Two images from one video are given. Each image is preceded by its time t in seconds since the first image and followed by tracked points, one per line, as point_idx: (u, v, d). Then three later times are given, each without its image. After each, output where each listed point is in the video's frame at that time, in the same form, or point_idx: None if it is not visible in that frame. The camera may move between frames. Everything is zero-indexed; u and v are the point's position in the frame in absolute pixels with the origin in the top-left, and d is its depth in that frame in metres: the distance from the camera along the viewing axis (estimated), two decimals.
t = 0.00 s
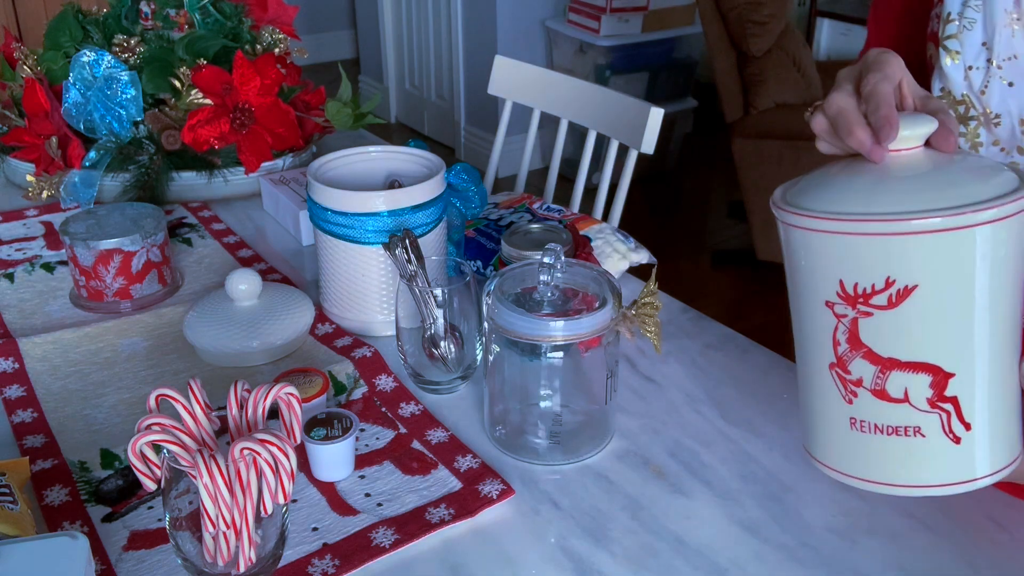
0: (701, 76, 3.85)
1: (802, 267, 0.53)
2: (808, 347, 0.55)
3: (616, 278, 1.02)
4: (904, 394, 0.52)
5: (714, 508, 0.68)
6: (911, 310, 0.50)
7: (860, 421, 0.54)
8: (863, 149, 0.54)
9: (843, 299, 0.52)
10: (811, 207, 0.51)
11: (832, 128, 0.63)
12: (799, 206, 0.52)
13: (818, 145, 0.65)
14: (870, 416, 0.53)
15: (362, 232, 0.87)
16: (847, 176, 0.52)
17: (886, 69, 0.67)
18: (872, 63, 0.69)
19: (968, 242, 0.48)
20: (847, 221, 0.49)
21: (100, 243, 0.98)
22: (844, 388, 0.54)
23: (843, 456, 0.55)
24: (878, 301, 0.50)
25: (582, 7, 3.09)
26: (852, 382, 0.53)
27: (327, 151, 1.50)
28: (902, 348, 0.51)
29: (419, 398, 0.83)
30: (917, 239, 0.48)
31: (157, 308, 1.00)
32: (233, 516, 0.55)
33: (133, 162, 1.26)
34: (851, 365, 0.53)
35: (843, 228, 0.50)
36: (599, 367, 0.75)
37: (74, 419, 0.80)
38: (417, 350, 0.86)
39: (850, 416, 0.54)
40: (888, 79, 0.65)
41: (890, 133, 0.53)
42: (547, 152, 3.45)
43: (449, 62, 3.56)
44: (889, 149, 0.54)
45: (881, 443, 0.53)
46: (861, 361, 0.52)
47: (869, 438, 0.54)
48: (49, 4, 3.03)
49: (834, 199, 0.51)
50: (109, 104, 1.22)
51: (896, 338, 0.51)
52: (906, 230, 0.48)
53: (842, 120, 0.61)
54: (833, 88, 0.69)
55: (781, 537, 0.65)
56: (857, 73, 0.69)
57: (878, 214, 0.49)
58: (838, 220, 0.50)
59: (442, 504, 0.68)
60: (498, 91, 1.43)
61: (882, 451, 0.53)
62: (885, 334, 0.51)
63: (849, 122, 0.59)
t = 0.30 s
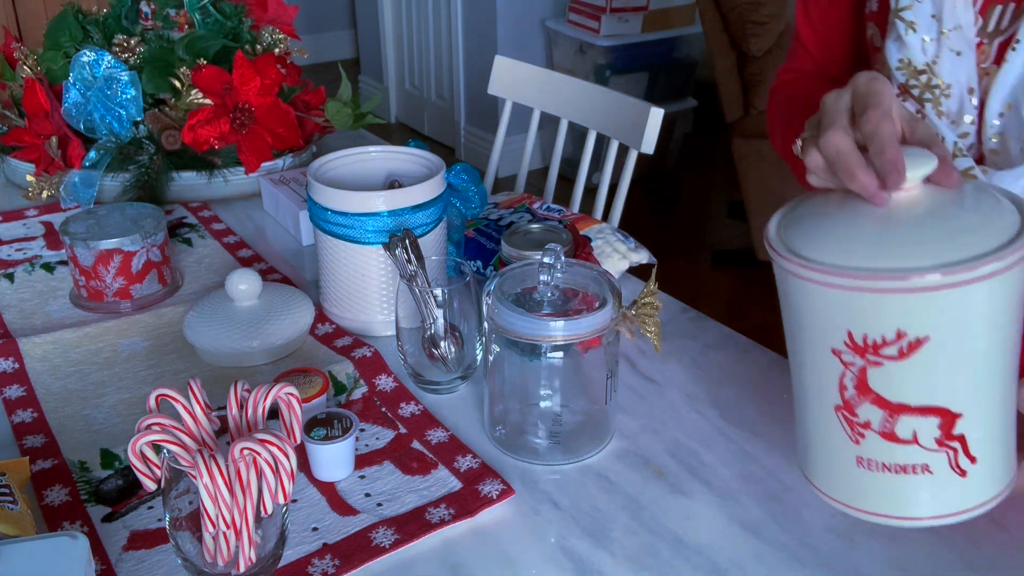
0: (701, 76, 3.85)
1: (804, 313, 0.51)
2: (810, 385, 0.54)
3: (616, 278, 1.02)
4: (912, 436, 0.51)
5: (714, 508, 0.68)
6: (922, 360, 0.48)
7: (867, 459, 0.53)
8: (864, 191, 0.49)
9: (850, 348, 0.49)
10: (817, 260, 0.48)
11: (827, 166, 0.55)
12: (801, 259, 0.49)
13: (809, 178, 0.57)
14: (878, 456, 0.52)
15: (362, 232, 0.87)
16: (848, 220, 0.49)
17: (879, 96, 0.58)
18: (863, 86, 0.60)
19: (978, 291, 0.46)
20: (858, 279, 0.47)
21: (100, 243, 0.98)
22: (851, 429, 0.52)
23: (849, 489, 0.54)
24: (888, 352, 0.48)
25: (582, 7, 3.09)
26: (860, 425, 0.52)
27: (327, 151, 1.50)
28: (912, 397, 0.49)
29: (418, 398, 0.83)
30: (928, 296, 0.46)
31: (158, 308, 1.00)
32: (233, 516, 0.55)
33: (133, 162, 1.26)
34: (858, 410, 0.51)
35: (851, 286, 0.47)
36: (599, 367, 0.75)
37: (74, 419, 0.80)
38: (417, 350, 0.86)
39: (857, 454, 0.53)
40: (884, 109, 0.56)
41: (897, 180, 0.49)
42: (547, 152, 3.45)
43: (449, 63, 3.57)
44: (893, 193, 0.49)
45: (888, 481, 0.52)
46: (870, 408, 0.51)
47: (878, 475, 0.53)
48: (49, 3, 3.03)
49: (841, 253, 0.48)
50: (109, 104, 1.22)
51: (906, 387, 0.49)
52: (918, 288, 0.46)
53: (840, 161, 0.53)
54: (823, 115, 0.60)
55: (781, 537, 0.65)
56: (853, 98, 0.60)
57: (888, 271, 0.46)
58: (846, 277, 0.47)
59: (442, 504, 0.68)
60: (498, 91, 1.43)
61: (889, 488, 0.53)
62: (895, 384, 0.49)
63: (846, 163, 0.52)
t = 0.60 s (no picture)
0: (700, 76, 3.85)
1: (873, 375, 0.49)
2: (874, 444, 0.52)
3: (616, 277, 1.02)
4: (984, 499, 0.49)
5: (714, 508, 0.68)
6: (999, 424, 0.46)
7: (935, 520, 0.51)
8: (939, 252, 0.48)
9: (923, 411, 0.48)
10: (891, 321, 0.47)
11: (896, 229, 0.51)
12: (873, 320, 0.47)
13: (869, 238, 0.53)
14: (947, 517, 0.50)
15: (362, 232, 0.87)
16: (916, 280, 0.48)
17: (933, 153, 0.54)
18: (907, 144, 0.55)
19: None
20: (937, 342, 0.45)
21: (100, 243, 0.98)
22: (920, 491, 0.50)
23: (915, 550, 0.52)
24: (964, 415, 0.47)
25: (582, 7, 3.09)
26: (929, 486, 0.50)
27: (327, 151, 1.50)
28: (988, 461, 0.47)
29: (418, 398, 0.83)
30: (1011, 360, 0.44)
31: (158, 308, 1.00)
32: (233, 516, 0.55)
33: (133, 162, 1.26)
34: (928, 471, 0.49)
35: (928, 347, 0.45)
36: (599, 366, 0.75)
37: (73, 419, 0.80)
38: (417, 350, 0.86)
39: (925, 516, 0.51)
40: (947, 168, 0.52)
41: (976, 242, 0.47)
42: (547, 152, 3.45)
43: (449, 62, 3.57)
44: (970, 253, 0.47)
45: (960, 543, 0.50)
46: (943, 471, 0.49)
47: (947, 537, 0.51)
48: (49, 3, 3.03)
49: (917, 313, 0.46)
50: (109, 104, 1.22)
51: (982, 450, 0.47)
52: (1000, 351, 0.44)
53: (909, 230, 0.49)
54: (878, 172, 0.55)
55: (781, 537, 0.65)
56: (903, 154, 0.55)
57: (967, 334, 0.44)
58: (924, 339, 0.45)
59: (442, 504, 0.68)
60: (497, 91, 1.43)
61: (957, 550, 0.51)
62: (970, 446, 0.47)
63: (920, 223, 0.49)
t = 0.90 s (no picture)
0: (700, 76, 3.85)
1: (928, 339, 0.46)
2: (916, 416, 0.50)
3: (616, 277, 1.02)
4: None
5: (714, 508, 0.68)
6: None
7: (973, 503, 0.48)
8: None
9: (975, 378, 0.45)
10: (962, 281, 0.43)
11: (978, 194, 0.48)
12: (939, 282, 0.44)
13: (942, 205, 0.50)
14: (986, 501, 0.48)
15: (363, 232, 0.87)
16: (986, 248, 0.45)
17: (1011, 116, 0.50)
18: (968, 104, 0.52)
19: None
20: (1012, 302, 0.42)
21: (100, 243, 0.98)
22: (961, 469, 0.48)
23: (947, 535, 0.50)
24: (1019, 387, 0.44)
25: (582, 7, 3.08)
26: (971, 463, 0.47)
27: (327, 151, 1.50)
28: None
29: (418, 398, 0.83)
30: None
31: (158, 308, 1.00)
32: (233, 516, 0.55)
33: (133, 162, 1.26)
34: (972, 447, 0.47)
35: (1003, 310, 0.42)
36: (599, 367, 0.75)
37: (73, 419, 0.80)
38: (417, 350, 0.86)
39: (962, 497, 0.48)
40: None
41: None
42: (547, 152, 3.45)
43: (449, 63, 3.57)
44: None
45: (997, 529, 0.48)
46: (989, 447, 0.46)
47: (982, 522, 0.48)
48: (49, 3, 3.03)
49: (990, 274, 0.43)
50: (109, 104, 1.22)
51: None
52: None
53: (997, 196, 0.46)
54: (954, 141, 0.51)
55: (781, 537, 0.65)
56: (978, 114, 0.51)
57: None
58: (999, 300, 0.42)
59: (442, 504, 0.68)
60: (498, 91, 1.43)
61: (992, 537, 0.48)
62: None
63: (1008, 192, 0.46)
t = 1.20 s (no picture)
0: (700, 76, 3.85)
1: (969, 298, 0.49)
2: (954, 380, 0.53)
3: (616, 277, 1.02)
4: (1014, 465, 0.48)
5: (714, 508, 0.68)
6: None
7: (968, 473, 0.52)
8: None
9: (986, 345, 0.48)
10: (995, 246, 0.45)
11: None
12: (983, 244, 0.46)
13: None
14: (978, 473, 0.51)
15: (362, 232, 0.87)
16: None
17: None
18: None
19: None
20: None
21: (100, 243, 0.98)
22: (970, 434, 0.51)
23: (944, 498, 0.54)
24: (1017, 361, 0.46)
25: (582, 7, 3.08)
26: (973, 431, 0.50)
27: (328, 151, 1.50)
28: None
29: (418, 398, 0.83)
30: None
31: (158, 308, 1.00)
32: (233, 515, 0.55)
33: (133, 162, 1.26)
34: (976, 415, 0.50)
35: None
36: (599, 367, 0.75)
37: (73, 419, 0.80)
38: (417, 350, 0.86)
39: (961, 465, 0.52)
40: None
41: None
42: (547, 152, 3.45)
43: (449, 63, 3.57)
44: None
45: (981, 504, 0.51)
46: (987, 418, 0.49)
47: (970, 492, 0.52)
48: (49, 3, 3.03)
49: None
50: (109, 104, 1.22)
51: None
52: None
53: None
54: None
55: (781, 537, 0.65)
56: None
57: None
58: None
59: (442, 504, 0.68)
60: (498, 91, 1.43)
61: (978, 509, 0.51)
62: None
63: None
